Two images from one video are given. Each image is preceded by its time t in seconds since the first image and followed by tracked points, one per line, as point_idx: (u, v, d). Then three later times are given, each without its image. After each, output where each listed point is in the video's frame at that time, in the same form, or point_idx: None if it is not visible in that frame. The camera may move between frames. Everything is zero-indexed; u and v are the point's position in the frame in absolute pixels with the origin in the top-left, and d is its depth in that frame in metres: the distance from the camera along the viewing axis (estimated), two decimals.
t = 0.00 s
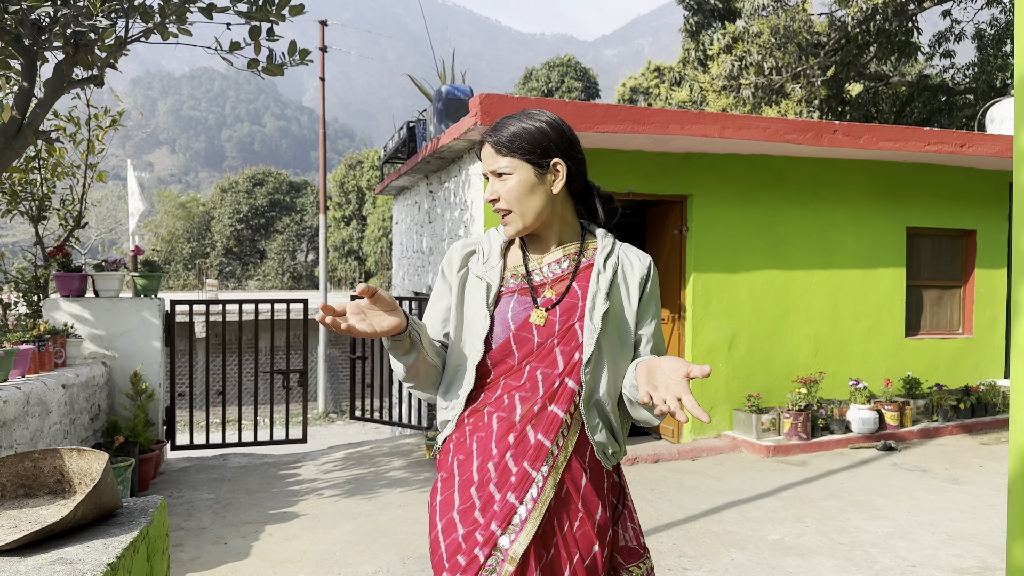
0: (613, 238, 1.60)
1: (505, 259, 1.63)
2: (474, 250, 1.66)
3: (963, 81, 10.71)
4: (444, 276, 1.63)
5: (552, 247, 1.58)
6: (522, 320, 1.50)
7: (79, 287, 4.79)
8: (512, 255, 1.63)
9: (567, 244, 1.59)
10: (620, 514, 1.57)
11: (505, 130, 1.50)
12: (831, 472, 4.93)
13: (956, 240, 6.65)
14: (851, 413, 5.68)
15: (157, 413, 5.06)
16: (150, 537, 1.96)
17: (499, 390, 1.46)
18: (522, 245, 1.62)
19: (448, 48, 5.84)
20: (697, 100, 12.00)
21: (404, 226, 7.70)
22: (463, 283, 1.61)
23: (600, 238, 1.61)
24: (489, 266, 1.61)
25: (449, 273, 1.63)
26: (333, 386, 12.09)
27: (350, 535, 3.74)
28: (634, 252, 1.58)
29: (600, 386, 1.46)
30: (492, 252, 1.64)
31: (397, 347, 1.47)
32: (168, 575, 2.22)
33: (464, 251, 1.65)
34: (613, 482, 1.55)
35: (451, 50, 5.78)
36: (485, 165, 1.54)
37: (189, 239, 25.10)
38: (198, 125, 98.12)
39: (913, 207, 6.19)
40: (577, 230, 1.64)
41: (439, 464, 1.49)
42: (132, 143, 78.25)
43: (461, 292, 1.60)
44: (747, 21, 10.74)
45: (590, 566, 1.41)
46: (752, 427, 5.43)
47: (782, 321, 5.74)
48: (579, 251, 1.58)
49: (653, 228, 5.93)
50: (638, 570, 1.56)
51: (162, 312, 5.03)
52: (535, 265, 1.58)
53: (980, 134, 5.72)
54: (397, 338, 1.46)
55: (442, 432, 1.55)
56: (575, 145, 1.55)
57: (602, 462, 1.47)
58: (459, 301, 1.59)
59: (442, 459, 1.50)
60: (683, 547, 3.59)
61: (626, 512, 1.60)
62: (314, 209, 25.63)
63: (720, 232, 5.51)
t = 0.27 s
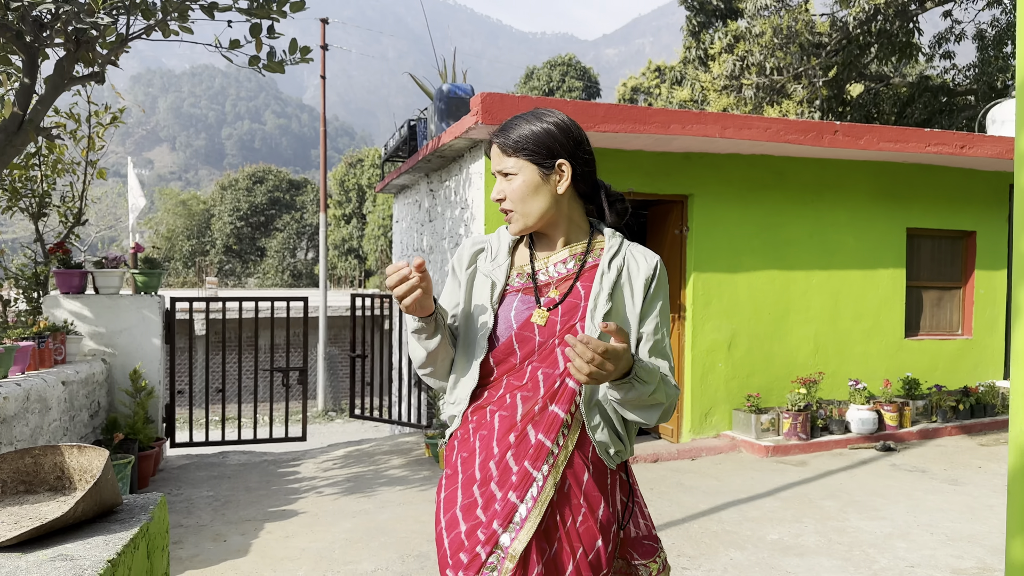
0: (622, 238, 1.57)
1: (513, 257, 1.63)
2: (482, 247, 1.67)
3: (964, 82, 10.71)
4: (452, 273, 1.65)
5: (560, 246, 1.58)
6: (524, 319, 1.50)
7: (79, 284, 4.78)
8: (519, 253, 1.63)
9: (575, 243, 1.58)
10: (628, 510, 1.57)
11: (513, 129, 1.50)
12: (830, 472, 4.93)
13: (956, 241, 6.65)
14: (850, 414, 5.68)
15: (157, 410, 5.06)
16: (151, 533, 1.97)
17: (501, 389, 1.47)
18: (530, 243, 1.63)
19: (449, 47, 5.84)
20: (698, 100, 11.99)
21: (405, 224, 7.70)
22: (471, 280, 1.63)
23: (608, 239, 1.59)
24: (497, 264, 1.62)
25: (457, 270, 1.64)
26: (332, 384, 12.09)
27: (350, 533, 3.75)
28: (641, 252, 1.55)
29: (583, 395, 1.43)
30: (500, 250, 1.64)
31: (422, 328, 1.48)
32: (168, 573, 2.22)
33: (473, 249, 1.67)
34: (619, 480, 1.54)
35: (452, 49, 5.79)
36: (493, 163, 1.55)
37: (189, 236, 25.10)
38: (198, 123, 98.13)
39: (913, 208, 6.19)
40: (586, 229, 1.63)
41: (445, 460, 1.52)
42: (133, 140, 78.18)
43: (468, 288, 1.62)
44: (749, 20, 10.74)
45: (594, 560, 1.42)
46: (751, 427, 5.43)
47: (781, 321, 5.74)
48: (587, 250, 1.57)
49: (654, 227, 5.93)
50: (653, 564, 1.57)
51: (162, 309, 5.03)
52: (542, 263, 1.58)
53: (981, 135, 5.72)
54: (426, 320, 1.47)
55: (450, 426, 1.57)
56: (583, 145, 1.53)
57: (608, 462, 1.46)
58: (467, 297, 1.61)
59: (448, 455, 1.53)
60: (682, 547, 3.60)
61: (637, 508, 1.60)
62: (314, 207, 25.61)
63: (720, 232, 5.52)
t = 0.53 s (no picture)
0: (627, 238, 1.58)
1: (518, 251, 1.63)
2: (489, 239, 1.66)
3: (963, 83, 10.73)
4: (456, 263, 1.65)
5: (567, 243, 1.59)
6: (524, 314, 1.50)
7: (77, 281, 4.78)
8: (525, 247, 1.63)
9: (581, 240, 1.59)
10: (630, 507, 1.56)
11: (532, 123, 1.50)
12: (827, 472, 4.94)
13: (954, 241, 6.65)
14: (847, 414, 5.70)
15: (154, 408, 5.05)
16: (148, 531, 1.97)
17: (501, 387, 1.47)
18: (537, 238, 1.62)
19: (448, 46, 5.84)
20: (697, 99, 12.00)
21: (403, 223, 7.70)
22: (474, 271, 1.62)
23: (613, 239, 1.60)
24: (501, 256, 1.62)
25: (461, 260, 1.64)
26: (330, 383, 12.10)
27: (347, 532, 3.75)
28: (646, 254, 1.56)
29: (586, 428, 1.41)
30: (505, 243, 1.64)
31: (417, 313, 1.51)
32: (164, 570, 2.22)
33: (478, 240, 1.66)
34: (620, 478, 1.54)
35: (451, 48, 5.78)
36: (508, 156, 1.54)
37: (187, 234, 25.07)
38: (196, 121, 98.00)
39: (911, 209, 6.20)
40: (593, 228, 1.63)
41: (446, 457, 1.53)
42: (131, 138, 78.03)
43: (470, 280, 1.62)
44: (748, 20, 10.74)
45: (594, 552, 1.42)
46: (748, 427, 5.44)
47: (779, 321, 5.75)
48: (591, 249, 1.58)
49: (653, 226, 5.93)
50: (659, 565, 1.58)
51: (160, 307, 5.03)
52: (547, 259, 1.58)
53: (979, 136, 5.73)
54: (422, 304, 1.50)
55: (451, 418, 1.58)
56: (599, 144, 1.55)
57: (608, 460, 1.45)
58: (468, 288, 1.61)
59: (449, 452, 1.54)
60: (679, 546, 3.60)
61: (640, 506, 1.60)
62: (312, 205, 25.59)
63: (719, 232, 5.52)
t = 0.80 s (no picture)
0: (614, 237, 1.61)
1: (513, 251, 1.58)
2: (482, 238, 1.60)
3: (960, 84, 10.76)
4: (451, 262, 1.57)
5: (560, 243, 1.57)
6: (532, 314, 1.49)
7: (74, 279, 4.77)
8: (519, 247, 1.58)
9: (574, 240, 1.58)
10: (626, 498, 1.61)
11: (566, 118, 1.48)
12: (824, 472, 4.95)
13: (950, 242, 6.67)
14: (844, 414, 5.72)
15: (151, 406, 5.05)
16: (144, 529, 1.96)
17: (509, 386, 1.46)
18: (531, 238, 1.58)
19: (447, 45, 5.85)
20: (695, 99, 12.02)
21: (401, 222, 7.70)
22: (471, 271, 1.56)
23: (602, 238, 1.61)
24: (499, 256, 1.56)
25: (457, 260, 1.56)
26: (327, 381, 12.09)
27: (344, 530, 3.75)
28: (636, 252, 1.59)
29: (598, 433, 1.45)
30: (500, 242, 1.58)
31: (452, 295, 1.45)
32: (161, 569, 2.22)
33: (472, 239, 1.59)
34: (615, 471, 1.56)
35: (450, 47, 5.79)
36: (539, 149, 1.48)
37: (184, 232, 25.03)
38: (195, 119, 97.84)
39: (908, 209, 6.21)
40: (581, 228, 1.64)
41: (451, 458, 1.50)
42: (129, 136, 77.89)
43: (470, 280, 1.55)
44: (747, 19, 10.74)
45: (601, 542, 1.48)
46: (745, 426, 5.44)
47: (776, 321, 5.76)
48: (584, 248, 1.58)
49: (650, 226, 5.93)
50: (644, 557, 1.58)
51: (157, 305, 5.03)
52: (543, 259, 1.56)
53: (976, 137, 5.74)
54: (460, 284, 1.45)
55: (452, 420, 1.55)
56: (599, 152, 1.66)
57: (608, 452, 1.49)
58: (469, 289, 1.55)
59: (454, 453, 1.51)
60: (675, 545, 3.61)
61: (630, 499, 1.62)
62: (310, 203, 25.58)
63: (716, 232, 5.53)
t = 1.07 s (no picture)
0: (604, 237, 1.63)
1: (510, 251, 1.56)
2: (479, 237, 1.57)
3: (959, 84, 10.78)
4: (450, 262, 1.52)
5: (554, 243, 1.58)
6: (537, 316, 1.48)
7: (71, 278, 4.77)
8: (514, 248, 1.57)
9: (567, 241, 1.59)
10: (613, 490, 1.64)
11: (569, 122, 1.49)
12: (822, 472, 4.96)
13: (948, 242, 6.69)
14: (842, 414, 5.72)
15: (149, 405, 5.05)
16: (142, 528, 1.96)
17: (515, 386, 1.45)
18: (525, 240, 1.58)
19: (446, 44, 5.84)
20: (694, 99, 12.03)
21: (399, 221, 7.70)
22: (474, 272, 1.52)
23: (592, 237, 1.63)
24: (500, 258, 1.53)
25: (458, 262, 1.52)
26: (326, 380, 12.09)
27: (341, 529, 3.75)
28: (621, 253, 1.64)
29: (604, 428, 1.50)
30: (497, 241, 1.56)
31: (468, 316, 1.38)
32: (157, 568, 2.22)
33: (470, 239, 1.55)
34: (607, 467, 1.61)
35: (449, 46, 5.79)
36: (543, 151, 1.47)
37: (183, 231, 25.00)
38: (193, 117, 97.74)
39: (906, 210, 6.22)
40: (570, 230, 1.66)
41: (453, 463, 1.46)
42: (128, 134, 77.79)
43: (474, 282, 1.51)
44: (747, 19, 10.74)
45: (599, 539, 1.51)
46: (743, 426, 5.45)
47: (774, 321, 5.77)
48: (577, 248, 1.59)
49: (648, 226, 5.93)
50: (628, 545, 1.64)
51: (155, 303, 5.03)
52: (540, 260, 1.56)
53: (975, 137, 5.75)
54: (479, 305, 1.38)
55: (451, 425, 1.51)
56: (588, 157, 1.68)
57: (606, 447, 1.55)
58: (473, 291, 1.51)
59: (456, 456, 1.47)
60: (673, 545, 3.61)
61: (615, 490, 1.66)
62: (309, 202, 25.57)
63: (715, 232, 5.53)
